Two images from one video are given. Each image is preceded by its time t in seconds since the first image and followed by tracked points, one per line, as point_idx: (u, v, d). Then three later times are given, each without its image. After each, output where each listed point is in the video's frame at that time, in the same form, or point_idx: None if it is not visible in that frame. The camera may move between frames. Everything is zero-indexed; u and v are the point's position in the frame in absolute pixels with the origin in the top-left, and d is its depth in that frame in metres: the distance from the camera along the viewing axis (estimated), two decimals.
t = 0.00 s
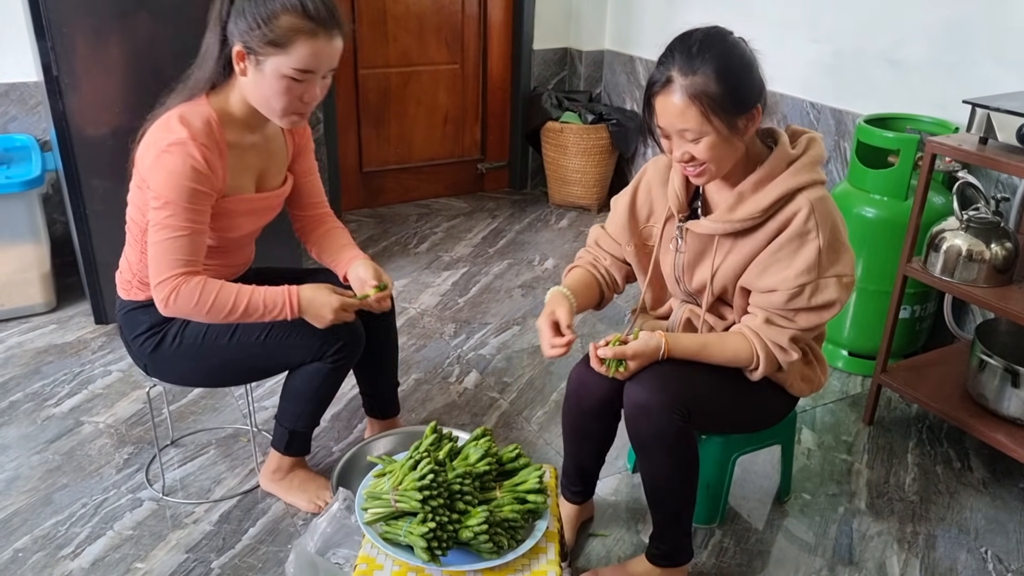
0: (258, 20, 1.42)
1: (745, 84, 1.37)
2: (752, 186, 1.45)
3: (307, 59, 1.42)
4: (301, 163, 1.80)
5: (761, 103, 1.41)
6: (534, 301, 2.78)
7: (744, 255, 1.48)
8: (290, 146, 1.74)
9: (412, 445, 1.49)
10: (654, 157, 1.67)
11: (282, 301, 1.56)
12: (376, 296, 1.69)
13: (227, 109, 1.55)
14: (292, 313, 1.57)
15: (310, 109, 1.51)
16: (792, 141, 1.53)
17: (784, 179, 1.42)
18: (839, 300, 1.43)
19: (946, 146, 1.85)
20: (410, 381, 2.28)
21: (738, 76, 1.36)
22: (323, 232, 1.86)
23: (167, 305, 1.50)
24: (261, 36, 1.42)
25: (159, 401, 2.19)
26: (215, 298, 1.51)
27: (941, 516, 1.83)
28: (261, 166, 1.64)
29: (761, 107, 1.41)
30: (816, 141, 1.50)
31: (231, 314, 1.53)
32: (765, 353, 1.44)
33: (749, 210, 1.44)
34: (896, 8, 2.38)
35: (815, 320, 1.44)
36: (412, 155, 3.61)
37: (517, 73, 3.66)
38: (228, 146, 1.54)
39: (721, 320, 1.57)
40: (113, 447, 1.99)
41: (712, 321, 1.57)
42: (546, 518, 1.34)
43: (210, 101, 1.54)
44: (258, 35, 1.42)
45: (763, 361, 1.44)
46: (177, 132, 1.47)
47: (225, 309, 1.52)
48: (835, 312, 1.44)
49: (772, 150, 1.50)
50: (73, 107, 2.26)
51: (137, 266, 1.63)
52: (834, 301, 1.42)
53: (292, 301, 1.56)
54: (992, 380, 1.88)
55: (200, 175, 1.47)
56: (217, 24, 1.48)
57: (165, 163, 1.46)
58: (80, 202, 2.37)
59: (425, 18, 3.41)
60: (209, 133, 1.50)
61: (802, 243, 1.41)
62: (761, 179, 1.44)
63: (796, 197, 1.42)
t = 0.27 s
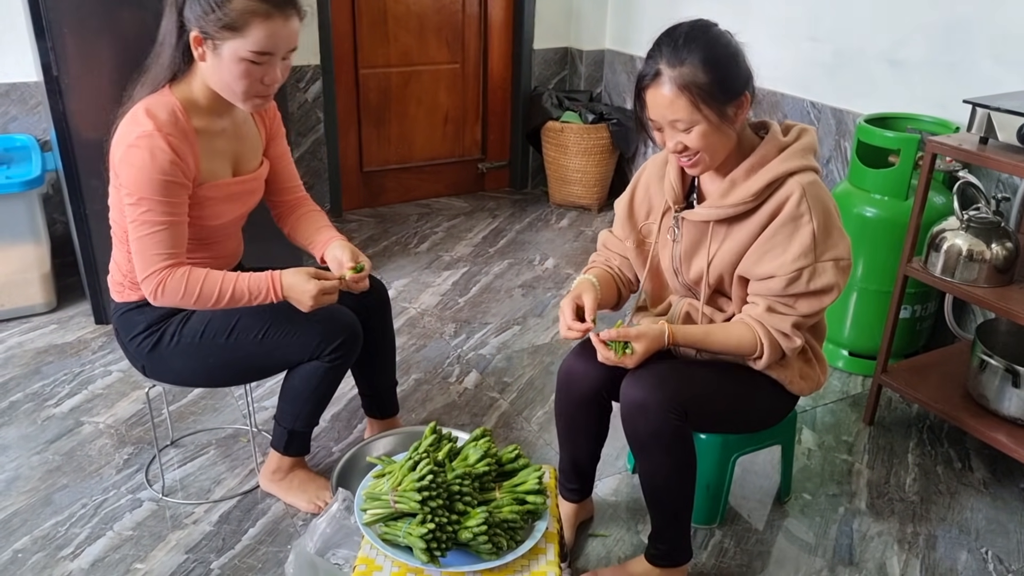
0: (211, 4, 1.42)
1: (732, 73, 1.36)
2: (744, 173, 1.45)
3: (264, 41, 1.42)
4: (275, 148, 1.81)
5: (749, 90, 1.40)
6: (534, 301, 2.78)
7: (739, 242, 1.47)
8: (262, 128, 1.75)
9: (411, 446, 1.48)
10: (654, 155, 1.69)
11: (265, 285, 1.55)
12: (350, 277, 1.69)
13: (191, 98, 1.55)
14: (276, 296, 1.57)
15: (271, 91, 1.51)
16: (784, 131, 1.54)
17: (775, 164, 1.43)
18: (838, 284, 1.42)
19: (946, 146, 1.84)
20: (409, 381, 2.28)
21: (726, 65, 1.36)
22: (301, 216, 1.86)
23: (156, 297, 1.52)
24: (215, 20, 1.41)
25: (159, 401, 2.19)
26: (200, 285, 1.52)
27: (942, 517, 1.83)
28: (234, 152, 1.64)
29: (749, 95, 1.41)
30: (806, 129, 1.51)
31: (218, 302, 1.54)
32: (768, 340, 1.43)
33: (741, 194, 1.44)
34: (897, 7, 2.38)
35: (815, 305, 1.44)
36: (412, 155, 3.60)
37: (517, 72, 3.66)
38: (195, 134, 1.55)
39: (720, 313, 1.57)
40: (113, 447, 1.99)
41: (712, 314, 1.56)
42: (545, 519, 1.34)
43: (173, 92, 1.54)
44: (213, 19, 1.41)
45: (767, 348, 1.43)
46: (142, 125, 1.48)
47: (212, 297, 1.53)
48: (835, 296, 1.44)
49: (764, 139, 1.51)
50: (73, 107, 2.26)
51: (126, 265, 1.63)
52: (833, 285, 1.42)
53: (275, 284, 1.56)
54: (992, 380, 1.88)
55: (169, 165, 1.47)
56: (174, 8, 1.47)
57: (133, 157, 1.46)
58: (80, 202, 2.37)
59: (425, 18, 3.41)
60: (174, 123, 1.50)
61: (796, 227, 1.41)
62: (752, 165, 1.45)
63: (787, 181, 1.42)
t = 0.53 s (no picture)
0: None
1: (726, 69, 1.36)
2: (744, 169, 1.45)
3: (243, 34, 1.42)
4: (263, 143, 1.81)
5: (744, 85, 1.40)
6: (535, 302, 2.77)
7: (740, 239, 1.47)
8: (248, 123, 1.75)
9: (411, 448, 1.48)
10: (655, 156, 1.69)
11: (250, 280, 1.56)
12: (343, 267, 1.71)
13: (174, 93, 1.55)
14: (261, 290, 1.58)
15: (254, 84, 1.51)
16: (784, 128, 1.53)
17: (774, 159, 1.43)
18: (841, 278, 1.41)
19: (947, 147, 1.84)
20: (410, 382, 2.27)
21: (720, 60, 1.35)
22: (290, 211, 1.86)
23: (141, 292, 1.53)
24: (194, 14, 1.41)
25: (159, 402, 2.18)
26: (184, 280, 1.53)
27: (942, 518, 1.83)
28: (220, 146, 1.64)
29: (745, 90, 1.40)
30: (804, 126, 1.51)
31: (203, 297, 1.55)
32: (773, 337, 1.43)
33: (740, 189, 1.44)
34: (898, 7, 2.37)
35: (819, 300, 1.43)
36: (413, 155, 3.60)
37: (517, 72, 3.66)
38: (179, 128, 1.54)
39: (723, 310, 1.56)
40: (112, 448, 1.98)
41: (714, 311, 1.56)
42: (545, 520, 1.34)
43: (156, 88, 1.54)
44: (191, 13, 1.41)
45: (772, 345, 1.43)
46: (125, 121, 1.48)
47: (197, 292, 1.55)
48: (838, 290, 1.43)
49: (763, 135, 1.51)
50: (72, 107, 2.26)
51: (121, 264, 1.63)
52: (836, 280, 1.41)
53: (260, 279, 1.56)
54: (993, 382, 1.87)
55: (153, 161, 1.47)
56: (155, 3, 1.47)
57: (116, 153, 1.47)
58: (80, 202, 2.37)
59: (426, 18, 3.40)
60: (157, 119, 1.50)
61: (797, 222, 1.40)
62: (751, 161, 1.45)
63: (786, 176, 1.42)
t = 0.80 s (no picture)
0: None
1: (729, 68, 1.35)
2: (750, 168, 1.45)
3: (241, 31, 1.42)
4: (260, 142, 1.80)
5: (747, 84, 1.39)
6: (535, 302, 2.77)
7: (745, 238, 1.47)
8: (246, 122, 1.75)
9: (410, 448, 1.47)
10: (660, 153, 1.69)
11: (249, 271, 1.56)
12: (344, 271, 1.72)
13: (170, 92, 1.55)
14: (259, 283, 1.57)
15: (252, 82, 1.51)
16: (789, 128, 1.53)
17: (780, 159, 1.42)
18: (847, 278, 1.41)
19: (948, 148, 1.84)
20: (410, 382, 2.27)
21: (722, 59, 1.35)
22: (288, 211, 1.86)
23: (139, 290, 1.53)
24: (192, 12, 1.41)
25: (159, 402, 2.18)
26: (183, 278, 1.53)
27: (943, 520, 1.82)
28: (218, 144, 1.64)
29: (748, 89, 1.40)
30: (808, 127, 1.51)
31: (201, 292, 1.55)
32: (780, 337, 1.42)
33: (746, 189, 1.44)
34: (900, 8, 2.37)
35: (826, 300, 1.43)
36: (414, 155, 3.60)
37: (518, 73, 3.65)
38: (176, 126, 1.54)
39: (727, 310, 1.55)
40: (112, 448, 1.98)
41: (719, 312, 1.55)
42: (545, 522, 1.33)
43: (152, 88, 1.54)
44: (189, 11, 1.41)
45: (779, 345, 1.42)
46: (122, 119, 1.48)
47: (195, 288, 1.55)
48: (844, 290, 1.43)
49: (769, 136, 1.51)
50: (73, 107, 2.26)
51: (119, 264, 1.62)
52: (842, 281, 1.41)
53: (259, 272, 1.57)
54: (994, 383, 1.87)
55: (150, 159, 1.47)
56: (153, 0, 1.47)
57: (113, 151, 1.46)
58: (80, 202, 2.37)
59: (427, 18, 3.40)
60: (154, 117, 1.50)
61: (804, 222, 1.40)
62: (757, 161, 1.44)
63: (793, 176, 1.42)
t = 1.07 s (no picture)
0: None
1: (733, 70, 1.35)
2: (755, 170, 1.44)
3: (242, 32, 1.42)
4: (261, 143, 1.80)
5: (752, 85, 1.39)
6: (535, 303, 2.77)
7: (750, 240, 1.46)
8: (246, 123, 1.75)
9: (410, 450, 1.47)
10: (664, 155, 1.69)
11: (253, 274, 1.57)
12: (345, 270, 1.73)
13: (170, 93, 1.55)
14: (262, 287, 1.58)
15: (253, 82, 1.51)
16: (794, 131, 1.53)
17: (785, 161, 1.42)
18: (852, 280, 1.41)
19: (949, 150, 1.83)
20: (409, 383, 2.27)
21: (726, 61, 1.35)
22: (289, 211, 1.85)
23: (141, 291, 1.53)
24: (193, 12, 1.40)
25: (158, 403, 2.18)
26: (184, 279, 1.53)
27: (943, 523, 1.82)
28: (218, 146, 1.64)
29: (752, 92, 1.40)
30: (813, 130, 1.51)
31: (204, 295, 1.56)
32: (784, 338, 1.42)
33: (752, 191, 1.43)
34: (901, 10, 2.36)
35: (830, 303, 1.43)
36: (414, 156, 3.60)
37: (519, 73, 3.65)
38: (176, 128, 1.54)
39: (730, 312, 1.55)
40: (111, 448, 1.98)
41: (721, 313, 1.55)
42: (544, 524, 1.33)
43: (152, 89, 1.53)
44: (190, 11, 1.41)
45: (783, 346, 1.42)
46: (122, 120, 1.47)
47: (198, 290, 1.55)
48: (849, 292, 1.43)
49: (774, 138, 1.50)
50: (72, 107, 2.25)
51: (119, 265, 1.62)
52: (847, 283, 1.41)
53: (263, 275, 1.57)
54: (994, 385, 1.87)
55: (151, 160, 1.47)
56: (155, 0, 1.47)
57: (113, 152, 1.46)
58: (80, 202, 2.37)
59: (427, 18, 3.40)
60: (154, 118, 1.49)
61: (809, 224, 1.40)
62: (762, 163, 1.44)
63: (798, 179, 1.42)
